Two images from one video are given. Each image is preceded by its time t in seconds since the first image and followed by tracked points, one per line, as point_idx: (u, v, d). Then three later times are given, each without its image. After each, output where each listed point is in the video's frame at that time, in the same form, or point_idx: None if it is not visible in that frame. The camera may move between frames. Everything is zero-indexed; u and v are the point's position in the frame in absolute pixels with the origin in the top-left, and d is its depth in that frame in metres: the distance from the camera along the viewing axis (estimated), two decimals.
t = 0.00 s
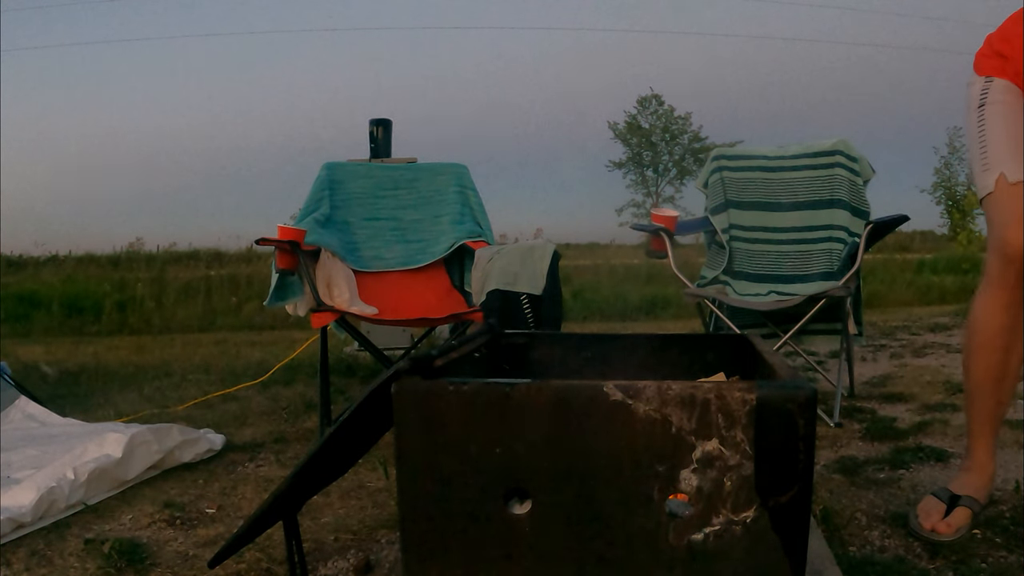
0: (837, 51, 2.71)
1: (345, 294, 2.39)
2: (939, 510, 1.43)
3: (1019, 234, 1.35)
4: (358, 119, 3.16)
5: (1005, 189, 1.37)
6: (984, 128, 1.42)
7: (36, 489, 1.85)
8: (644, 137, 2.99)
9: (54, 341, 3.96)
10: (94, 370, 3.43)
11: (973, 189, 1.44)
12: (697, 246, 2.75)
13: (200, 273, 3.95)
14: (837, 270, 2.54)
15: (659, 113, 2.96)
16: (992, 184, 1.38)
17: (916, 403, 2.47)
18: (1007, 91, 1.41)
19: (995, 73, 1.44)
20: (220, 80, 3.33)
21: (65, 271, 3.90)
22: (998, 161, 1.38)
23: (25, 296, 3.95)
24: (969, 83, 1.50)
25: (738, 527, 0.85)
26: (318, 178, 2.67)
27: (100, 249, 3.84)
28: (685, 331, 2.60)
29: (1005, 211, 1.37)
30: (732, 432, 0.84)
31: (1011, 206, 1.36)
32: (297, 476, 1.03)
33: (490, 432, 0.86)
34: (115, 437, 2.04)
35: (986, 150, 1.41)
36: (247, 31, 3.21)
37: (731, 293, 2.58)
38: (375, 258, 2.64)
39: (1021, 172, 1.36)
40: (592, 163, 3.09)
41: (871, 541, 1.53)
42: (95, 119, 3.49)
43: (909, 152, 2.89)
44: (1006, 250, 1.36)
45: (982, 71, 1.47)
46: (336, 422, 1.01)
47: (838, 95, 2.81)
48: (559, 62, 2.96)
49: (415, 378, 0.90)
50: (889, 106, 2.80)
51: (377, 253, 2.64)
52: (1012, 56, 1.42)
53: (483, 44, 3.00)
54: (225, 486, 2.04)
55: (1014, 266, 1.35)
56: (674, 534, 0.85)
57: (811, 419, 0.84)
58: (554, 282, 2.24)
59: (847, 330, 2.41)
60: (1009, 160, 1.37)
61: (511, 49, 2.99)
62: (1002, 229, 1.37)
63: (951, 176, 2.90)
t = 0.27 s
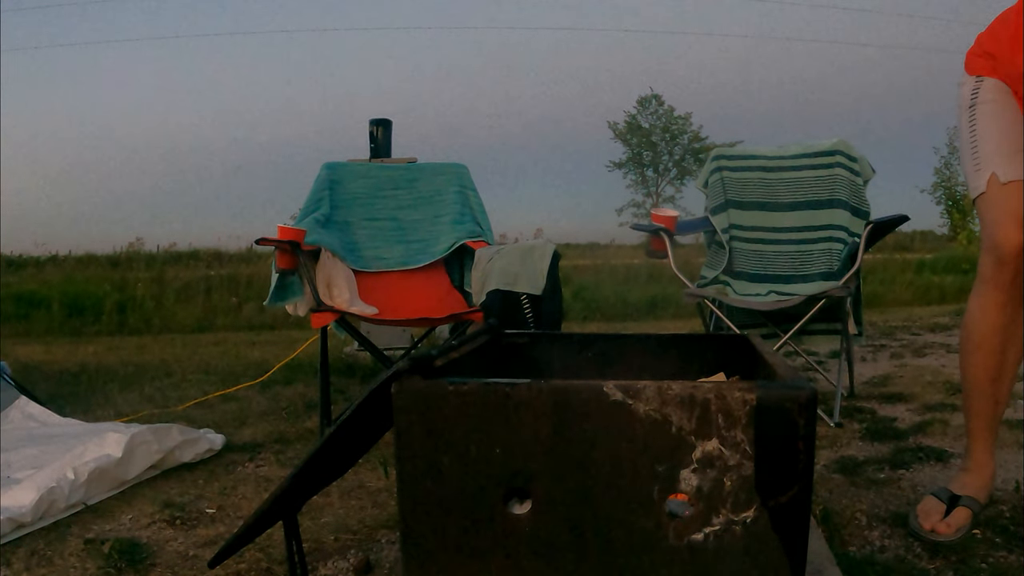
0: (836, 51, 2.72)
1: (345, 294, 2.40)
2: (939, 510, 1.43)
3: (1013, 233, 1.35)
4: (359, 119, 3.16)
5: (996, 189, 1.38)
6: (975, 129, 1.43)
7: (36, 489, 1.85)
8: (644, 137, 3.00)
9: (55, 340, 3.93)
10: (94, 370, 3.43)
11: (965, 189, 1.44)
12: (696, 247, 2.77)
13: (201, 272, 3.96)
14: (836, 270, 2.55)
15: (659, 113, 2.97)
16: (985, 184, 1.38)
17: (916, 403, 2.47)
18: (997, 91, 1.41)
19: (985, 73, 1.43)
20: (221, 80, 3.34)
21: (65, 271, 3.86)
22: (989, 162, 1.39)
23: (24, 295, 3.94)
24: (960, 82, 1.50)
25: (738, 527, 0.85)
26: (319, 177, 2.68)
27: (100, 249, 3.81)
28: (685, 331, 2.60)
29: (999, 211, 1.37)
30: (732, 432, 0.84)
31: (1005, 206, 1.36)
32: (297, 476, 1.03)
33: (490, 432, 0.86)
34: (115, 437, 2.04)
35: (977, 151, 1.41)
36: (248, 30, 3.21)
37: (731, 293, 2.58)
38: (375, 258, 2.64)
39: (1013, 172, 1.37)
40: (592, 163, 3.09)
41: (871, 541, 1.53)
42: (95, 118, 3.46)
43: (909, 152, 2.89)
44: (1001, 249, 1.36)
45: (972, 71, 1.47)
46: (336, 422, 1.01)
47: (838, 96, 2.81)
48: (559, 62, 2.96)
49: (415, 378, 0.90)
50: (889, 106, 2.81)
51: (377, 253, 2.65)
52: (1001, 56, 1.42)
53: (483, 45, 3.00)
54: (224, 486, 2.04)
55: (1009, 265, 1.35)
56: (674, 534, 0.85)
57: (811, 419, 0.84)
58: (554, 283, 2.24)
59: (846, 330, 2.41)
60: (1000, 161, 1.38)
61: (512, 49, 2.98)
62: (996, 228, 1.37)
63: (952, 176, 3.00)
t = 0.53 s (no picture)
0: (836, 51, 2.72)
1: (345, 294, 2.39)
2: (939, 510, 1.43)
3: (1010, 234, 1.35)
4: (358, 119, 3.16)
5: (992, 189, 1.38)
6: (970, 129, 1.43)
7: (36, 489, 1.85)
8: (644, 137, 3.00)
9: (54, 341, 3.96)
10: (94, 370, 3.43)
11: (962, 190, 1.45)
12: (697, 247, 2.75)
13: (201, 272, 3.93)
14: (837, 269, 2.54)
15: (659, 114, 2.96)
16: (981, 185, 1.39)
17: (916, 403, 2.47)
18: (991, 91, 1.41)
19: (978, 74, 1.43)
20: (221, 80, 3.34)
21: (65, 271, 3.88)
22: (984, 162, 1.39)
23: (25, 296, 3.96)
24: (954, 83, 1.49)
25: (738, 527, 0.85)
26: (318, 177, 2.68)
27: (100, 249, 3.82)
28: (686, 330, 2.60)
29: (995, 212, 1.37)
30: (732, 431, 0.84)
31: (1001, 207, 1.36)
32: (297, 476, 1.03)
33: (490, 432, 0.86)
34: (115, 436, 2.04)
35: (973, 153, 1.41)
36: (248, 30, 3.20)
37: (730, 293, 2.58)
38: (375, 258, 2.64)
39: (1009, 172, 1.36)
40: (592, 163, 3.09)
41: (871, 541, 1.53)
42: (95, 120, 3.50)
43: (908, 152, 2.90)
44: (997, 250, 1.36)
45: (965, 72, 1.46)
46: (336, 422, 1.01)
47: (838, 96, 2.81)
48: (559, 62, 2.96)
49: (415, 378, 0.90)
50: (890, 107, 2.80)
51: (377, 253, 2.65)
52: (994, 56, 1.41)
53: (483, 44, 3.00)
54: (225, 486, 2.04)
55: (1005, 266, 1.35)
56: (674, 534, 0.85)
57: (811, 420, 0.84)
58: (555, 283, 2.23)
59: (846, 330, 2.41)
60: (995, 161, 1.38)
61: (512, 50, 2.99)
62: (992, 230, 1.37)
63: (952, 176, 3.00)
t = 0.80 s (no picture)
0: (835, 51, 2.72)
1: (345, 294, 2.39)
2: (939, 510, 1.43)
3: (1010, 234, 1.35)
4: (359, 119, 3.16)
5: (992, 189, 1.38)
6: (970, 128, 1.43)
7: (36, 489, 1.85)
8: (644, 137, 3.00)
9: (54, 341, 3.95)
10: (94, 370, 3.43)
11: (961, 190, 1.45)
12: (697, 247, 2.76)
13: (201, 272, 3.95)
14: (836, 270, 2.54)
15: (659, 113, 2.97)
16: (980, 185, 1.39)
17: (916, 403, 2.47)
18: (991, 90, 1.41)
19: (978, 72, 1.43)
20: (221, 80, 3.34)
21: (64, 271, 3.87)
22: (984, 162, 1.39)
23: (24, 295, 3.97)
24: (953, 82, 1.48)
25: (738, 527, 0.85)
26: (318, 177, 2.68)
27: (100, 249, 3.83)
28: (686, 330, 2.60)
29: (995, 212, 1.37)
30: (732, 432, 0.84)
31: (1001, 207, 1.36)
32: (297, 476, 1.03)
33: (490, 432, 0.86)
34: (115, 437, 2.04)
35: (973, 152, 1.41)
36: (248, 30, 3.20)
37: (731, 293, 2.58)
38: (375, 258, 2.64)
39: (1009, 172, 1.36)
40: (593, 163, 3.09)
41: (871, 541, 1.53)
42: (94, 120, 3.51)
43: (907, 151, 2.90)
44: (997, 250, 1.36)
45: (966, 71, 1.46)
46: (336, 422, 1.01)
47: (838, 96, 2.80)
48: (560, 62, 2.95)
49: (415, 378, 0.90)
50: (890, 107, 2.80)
51: (377, 253, 2.65)
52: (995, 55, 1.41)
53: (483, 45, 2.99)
54: (225, 486, 2.04)
55: (1005, 266, 1.35)
56: (674, 534, 0.85)
57: (811, 420, 0.84)
58: (554, 283, 2.24)
59: (846, 330, 2.41)
60: (995, 161, 1.38)
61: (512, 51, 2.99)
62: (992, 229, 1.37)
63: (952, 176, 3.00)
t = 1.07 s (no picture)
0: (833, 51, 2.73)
1: (345, 294, 2.39)
2: (939, 509, 1.44)
3: (1011, 234, 1.35)
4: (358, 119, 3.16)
5: (994, 188, 1.37)
6: (972, 125, 1.43)
7: (36, 489, 1.85)
8: (644, 136, 3.08)
9: (54, 340, 3.89)
10: (93, 370, 3.43)
11: (963, 187, 1.45)
12: (696, 247, 2.76)
13: (201, 272, 3.95)
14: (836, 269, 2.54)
15: (659, 113, 3.06)
16: (983, 182, 1.39)
17: (916, 403, 2.47)
18: (995, 87, 1.41)
19: (981, 68, 1.42)
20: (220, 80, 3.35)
21: (65, 270, 4.00)
22: (987, 160, 1.39)
23: (24, 295, 3.98)
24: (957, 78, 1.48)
25: (738, 527, 0.84)
26: (318, 178, 2.67)
27: (100, 249, 3.87)
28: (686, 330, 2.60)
29: (995, 210, 1.37)
30: (732, 432, 0.84)
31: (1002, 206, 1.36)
32: (297, 476, 1.03)
33: (490, 432, 0.86)
34: (115, 437, 2.04)
35: (975, 151, 1.41)
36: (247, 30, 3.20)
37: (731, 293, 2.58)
38: (375, 258, 2.64)
39: (1010, 171, 1.36)
40: (592, 163, 3.09)
41: (871, 541, 1.53)
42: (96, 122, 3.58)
43: (906, 151, 2.91)
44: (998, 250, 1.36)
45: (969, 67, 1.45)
46: (336, 422, 1.01)
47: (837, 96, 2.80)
48: (559, 62, 2.96)
49: (415, 378, 0.90)
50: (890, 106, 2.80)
51: (377, 253, 2.64)
52: (998, 50, 1.41)
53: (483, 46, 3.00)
54: (225, 486, 2.03)
55: (1006, 265, 1.35)
56: (674, 534, 0.85)
57: (811, 420, 0.84)
58: (554, 281, 2.28)
59: (846, 330, 2.41)
60: (997, 159, 1.38)
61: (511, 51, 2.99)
62: (993, 228, 1.37)
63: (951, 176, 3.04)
